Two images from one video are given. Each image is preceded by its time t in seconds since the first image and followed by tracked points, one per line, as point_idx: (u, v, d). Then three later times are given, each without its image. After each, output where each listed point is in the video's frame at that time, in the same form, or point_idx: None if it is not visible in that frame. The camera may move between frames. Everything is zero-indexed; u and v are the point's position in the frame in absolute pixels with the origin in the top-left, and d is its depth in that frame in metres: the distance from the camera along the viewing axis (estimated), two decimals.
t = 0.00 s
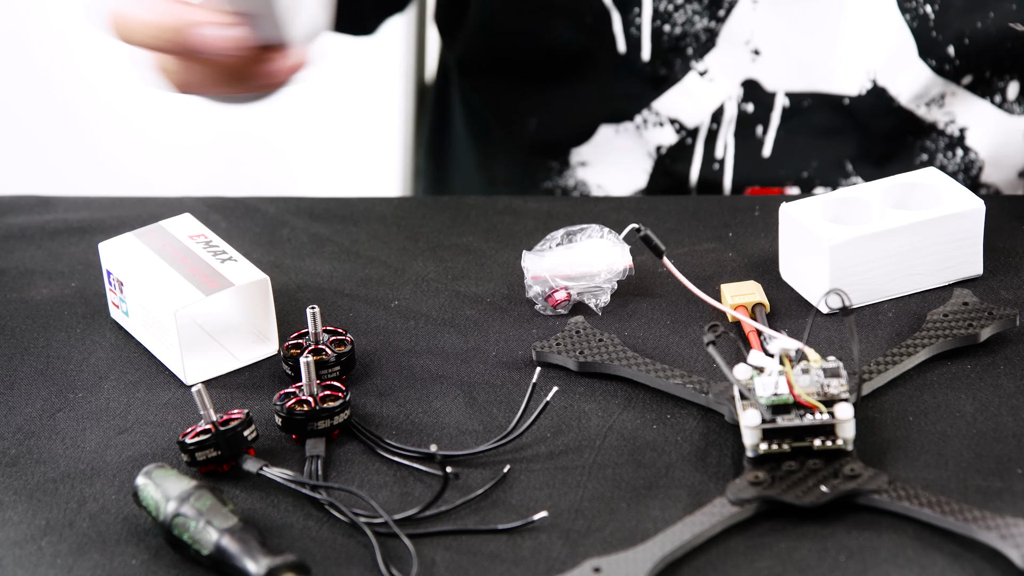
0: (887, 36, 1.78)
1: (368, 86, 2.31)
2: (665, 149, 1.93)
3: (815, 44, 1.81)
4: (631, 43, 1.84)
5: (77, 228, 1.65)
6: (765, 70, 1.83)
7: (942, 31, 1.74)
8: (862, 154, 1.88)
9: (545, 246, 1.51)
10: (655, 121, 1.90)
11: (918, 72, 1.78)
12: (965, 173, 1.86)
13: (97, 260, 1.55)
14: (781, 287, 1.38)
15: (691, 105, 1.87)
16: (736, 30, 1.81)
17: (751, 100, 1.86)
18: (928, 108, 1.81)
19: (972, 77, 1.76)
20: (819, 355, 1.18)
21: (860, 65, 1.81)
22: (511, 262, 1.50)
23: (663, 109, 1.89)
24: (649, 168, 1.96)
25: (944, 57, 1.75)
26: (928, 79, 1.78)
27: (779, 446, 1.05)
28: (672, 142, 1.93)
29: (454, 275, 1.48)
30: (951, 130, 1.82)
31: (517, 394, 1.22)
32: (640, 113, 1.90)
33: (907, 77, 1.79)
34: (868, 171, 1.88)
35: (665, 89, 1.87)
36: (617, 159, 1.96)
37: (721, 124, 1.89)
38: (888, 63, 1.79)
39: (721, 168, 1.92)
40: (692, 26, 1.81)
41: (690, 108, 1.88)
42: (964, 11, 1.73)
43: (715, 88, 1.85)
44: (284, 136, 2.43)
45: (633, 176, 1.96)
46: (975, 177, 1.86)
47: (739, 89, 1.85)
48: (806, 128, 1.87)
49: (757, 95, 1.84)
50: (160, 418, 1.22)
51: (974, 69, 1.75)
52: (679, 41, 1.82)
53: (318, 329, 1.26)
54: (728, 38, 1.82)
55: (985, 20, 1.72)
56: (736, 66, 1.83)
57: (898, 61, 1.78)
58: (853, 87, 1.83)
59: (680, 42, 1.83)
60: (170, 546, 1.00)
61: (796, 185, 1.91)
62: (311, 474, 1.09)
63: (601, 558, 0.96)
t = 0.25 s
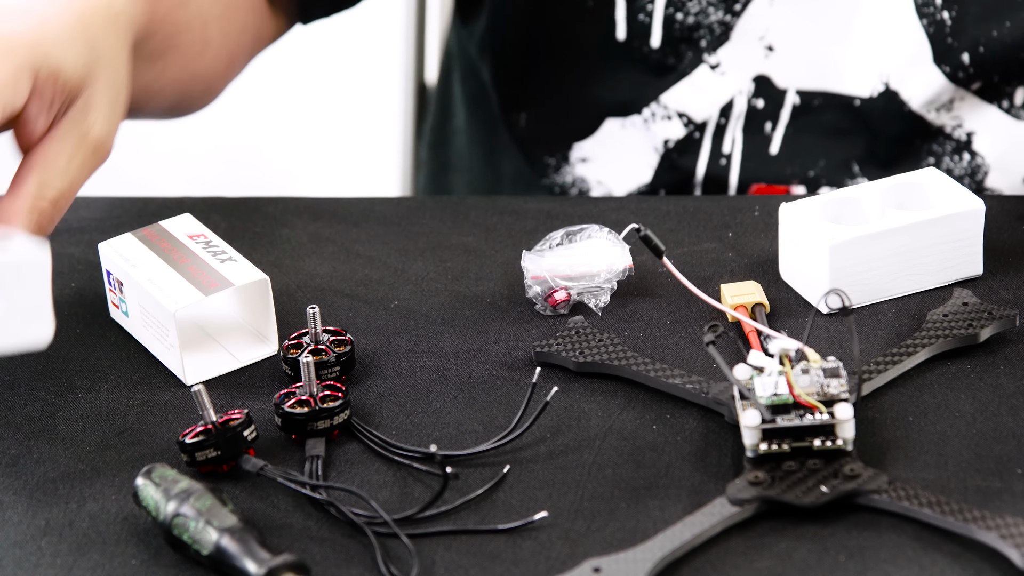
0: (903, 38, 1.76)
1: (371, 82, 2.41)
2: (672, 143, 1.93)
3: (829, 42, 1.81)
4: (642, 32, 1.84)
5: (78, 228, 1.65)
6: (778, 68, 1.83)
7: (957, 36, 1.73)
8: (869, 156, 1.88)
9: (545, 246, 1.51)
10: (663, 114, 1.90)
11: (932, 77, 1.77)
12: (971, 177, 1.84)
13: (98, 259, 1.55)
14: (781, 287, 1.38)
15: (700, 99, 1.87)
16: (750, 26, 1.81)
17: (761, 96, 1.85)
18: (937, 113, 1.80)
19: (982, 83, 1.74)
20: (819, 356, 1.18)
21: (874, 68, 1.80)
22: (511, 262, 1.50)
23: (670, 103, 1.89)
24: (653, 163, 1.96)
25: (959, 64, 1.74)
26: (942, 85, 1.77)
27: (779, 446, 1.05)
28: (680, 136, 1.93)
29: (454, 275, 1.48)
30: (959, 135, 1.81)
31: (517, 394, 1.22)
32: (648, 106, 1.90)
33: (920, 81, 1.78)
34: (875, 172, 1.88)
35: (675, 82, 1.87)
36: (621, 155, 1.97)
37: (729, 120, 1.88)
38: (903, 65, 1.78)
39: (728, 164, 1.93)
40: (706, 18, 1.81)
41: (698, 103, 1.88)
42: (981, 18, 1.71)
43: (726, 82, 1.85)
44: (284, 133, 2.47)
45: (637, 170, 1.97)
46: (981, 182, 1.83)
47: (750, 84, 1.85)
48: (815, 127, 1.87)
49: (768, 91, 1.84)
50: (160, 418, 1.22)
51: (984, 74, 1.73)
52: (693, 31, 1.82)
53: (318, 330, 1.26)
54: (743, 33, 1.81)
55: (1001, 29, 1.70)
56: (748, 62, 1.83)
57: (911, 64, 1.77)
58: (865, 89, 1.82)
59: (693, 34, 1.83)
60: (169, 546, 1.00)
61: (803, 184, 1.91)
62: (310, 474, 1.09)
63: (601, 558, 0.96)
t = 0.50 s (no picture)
0: (930, 35, 1.78)
1: (372, 81, 2.38)
2: (694, 137, 1.97)
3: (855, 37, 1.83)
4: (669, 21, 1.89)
5: (78, 228, 1.65)
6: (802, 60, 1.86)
7: (986, 36, 1.74)
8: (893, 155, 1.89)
9: (544, 247, 1.51)
10: (685, 108, 1.95)
11: (958, 76, 1.78)
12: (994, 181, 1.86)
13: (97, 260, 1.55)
14: (781, 288, 1.38)
15: (724, 93, 1.91)
16: (774, 19, 1.84)
17: (786, 91, 1.89)
18: (964, 112, 1.82)
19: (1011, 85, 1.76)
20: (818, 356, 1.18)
21: (898, 64, 1.82)
22: (511, 263, 1.50)
23: (693, 97, 1.94)
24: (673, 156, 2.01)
25: (987, 62, 1.75)
26: (969, 84, 1.78)
27: (779, 446, 1.05)
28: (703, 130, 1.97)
29: (454, 276, 1.48)
30: (984, 136, 1.82)
31: (516, 394, 1.22)
32: (670, 100, 1.95)
33: (947, 78, 1.80)
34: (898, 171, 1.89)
35: (698, 76, 1.92)
36: (640, 152, 2.02)
37: (752, 114, 1.93)
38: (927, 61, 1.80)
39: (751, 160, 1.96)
40: (731, 9, 1.84)
41: (722, 97, 1.92)
42: (1010, 18, 1.72)
43: (751, 76, 1.89)
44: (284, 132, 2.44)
45: (657, 164, 2.02)
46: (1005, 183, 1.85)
47: (773, 79, 1.89)
48: (834, 124, 1.89)
49: (792, 86, 1.88)
50: (159, 418, 1.22)
51: (1012, 76, 1.75)
52: (719, 21, 1.86)
53: (317, 330, 1.26)
54: (766, 27, 1.85)
55: None
56: (772, 56, 1.87)
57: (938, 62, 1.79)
58: (889, 84, 1.83)
59: (720, 26, 1.87)
60: (169, 546, 1.00)
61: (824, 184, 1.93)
62: (310, 475, 1.09)
63: (600, 558, 0.96)
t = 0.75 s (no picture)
0: (936, 42, 1.82)
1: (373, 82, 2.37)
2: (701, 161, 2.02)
3: (862, 58, 1.86)
4: (683, 49, 1.92)
5: (77, 229, 1.65)
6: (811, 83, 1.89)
7: (989, 40, 1.79)
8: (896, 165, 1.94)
9: (544, 247, 1.51)
10: (694, 134, 2.00)
11: (963, 83, 1.83)
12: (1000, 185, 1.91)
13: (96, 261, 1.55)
14: (780, 288, 1.38)
15: (733, 118, 1.96)
16: (783, 42, 1.87)
17: (792, 113, 1.93)
18: (968, 119, 1.86)
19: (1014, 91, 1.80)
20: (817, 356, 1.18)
21: (903, 77, 1.86)
22: (510, 263, 1.50)
23: (703, 123, 1.99)
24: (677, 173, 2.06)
25: (990, 67, 1.80)
26: (973, 88, 1.83)
27: (778, 447, 1.05)
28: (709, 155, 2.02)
29: (453, 276, 1.48)
30: (988, 141, 1.87)
31: (516, 394, 1.22)
32: (680, 123, 2.00)
33: (951, 86, 1.84)
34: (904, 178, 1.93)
35: (710, 105, 1.96)
36: (646, 165, 2.07)
37: (760, 139, 1.96)
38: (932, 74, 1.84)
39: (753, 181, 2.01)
40: (741, 34, 1.88)
41: (731, 122, 1.96)
42: (1014, 22, 1.76)
43: (761, 100, 1.92)
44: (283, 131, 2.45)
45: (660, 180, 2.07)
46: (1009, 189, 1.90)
47: (781, 102, 1.92)
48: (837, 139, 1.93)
49: (799, 109, 1.91)
50: (159, 419, 1.22)
51: (1016, 81, 1.79)
52: (731, 48, 1.89)
53: (317, 331, 1.26)
54: (774, 50, 1.88)
55: None
56: (780, 79, 1.90)
57: (945, 75, 1.84)
58: (893, 97, 1.88)
59: (732, 53, 1.90)
60: (168, 546, 1.00)
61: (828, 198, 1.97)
62: (309, 475, 1.09)
63: (600, 558, 0.96)
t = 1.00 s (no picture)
0: (933, 47, 1.82)
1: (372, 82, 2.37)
2: (698, 165, 2.02)
3: (857, 62, 1.87)
4: (675, 54, 1.92)
5: (77, 228, 1.66)
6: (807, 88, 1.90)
7: (987, 44, 1.79)
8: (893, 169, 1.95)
9: (543, 247, 1.51)
10: (690, 139, 2.00)
11: (961, 87, 1.84)
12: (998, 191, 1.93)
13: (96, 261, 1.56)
14: (780, 288, 1.38)
15: (729, 123, 1.96)
16: (777, 47, 1.87)
17: (788, 118, 1.94)
18: (967, 123, 1.88)
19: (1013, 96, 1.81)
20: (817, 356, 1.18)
21: (899, 81, 1.87)
22: (510, 263, 1.50)
23: (698, 129, 1.99)
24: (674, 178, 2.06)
25: (989, 72, 1.81)
26: (972, 93, 1.84)
27: (777, 446, 1.05)
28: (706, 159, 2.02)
29: (453, 276, 1.48)
30: (987, 146, 1.89)
31: (516, 394, 1.22)
32: (675, 129, 2.00)
33: (948, 91, 1.85)
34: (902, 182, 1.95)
35: (705, 109, 1.96)
36: (643, 169, 2.07)
37: (756, 144, 1.97)
38: (928, 77, 1.85)
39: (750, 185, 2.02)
40: (734, 39, 1.88)
41: (726, 127, 1.97)
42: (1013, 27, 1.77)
43: (757, 105, 1.93)
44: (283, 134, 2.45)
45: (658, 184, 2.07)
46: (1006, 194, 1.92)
47: (776, 107, 1.93)
48: (835, 144, 1.94)
49: (795, 114, 1.92)
50: (158, 419, 1.22)
51: (1014, 85, 1.80)
52: (724, 52, 1.89)
53: (316, 331, 1.26)
54: (768, 55, 1.88)
55: None
56: (775, 84, 1.91)
57: (941, 79, 1.85)
58: (889, 100, 1.90)
59: (724, 58, 1.90)
60: (168, 546, 1.00)
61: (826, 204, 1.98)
62: (309, 475, 1.09)
63: (600, 558, 0.96)
